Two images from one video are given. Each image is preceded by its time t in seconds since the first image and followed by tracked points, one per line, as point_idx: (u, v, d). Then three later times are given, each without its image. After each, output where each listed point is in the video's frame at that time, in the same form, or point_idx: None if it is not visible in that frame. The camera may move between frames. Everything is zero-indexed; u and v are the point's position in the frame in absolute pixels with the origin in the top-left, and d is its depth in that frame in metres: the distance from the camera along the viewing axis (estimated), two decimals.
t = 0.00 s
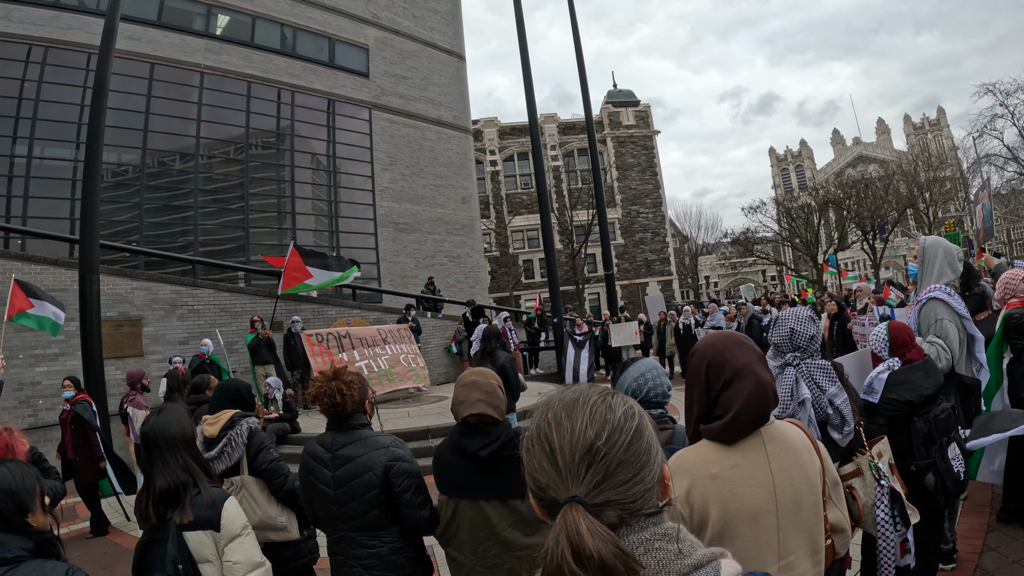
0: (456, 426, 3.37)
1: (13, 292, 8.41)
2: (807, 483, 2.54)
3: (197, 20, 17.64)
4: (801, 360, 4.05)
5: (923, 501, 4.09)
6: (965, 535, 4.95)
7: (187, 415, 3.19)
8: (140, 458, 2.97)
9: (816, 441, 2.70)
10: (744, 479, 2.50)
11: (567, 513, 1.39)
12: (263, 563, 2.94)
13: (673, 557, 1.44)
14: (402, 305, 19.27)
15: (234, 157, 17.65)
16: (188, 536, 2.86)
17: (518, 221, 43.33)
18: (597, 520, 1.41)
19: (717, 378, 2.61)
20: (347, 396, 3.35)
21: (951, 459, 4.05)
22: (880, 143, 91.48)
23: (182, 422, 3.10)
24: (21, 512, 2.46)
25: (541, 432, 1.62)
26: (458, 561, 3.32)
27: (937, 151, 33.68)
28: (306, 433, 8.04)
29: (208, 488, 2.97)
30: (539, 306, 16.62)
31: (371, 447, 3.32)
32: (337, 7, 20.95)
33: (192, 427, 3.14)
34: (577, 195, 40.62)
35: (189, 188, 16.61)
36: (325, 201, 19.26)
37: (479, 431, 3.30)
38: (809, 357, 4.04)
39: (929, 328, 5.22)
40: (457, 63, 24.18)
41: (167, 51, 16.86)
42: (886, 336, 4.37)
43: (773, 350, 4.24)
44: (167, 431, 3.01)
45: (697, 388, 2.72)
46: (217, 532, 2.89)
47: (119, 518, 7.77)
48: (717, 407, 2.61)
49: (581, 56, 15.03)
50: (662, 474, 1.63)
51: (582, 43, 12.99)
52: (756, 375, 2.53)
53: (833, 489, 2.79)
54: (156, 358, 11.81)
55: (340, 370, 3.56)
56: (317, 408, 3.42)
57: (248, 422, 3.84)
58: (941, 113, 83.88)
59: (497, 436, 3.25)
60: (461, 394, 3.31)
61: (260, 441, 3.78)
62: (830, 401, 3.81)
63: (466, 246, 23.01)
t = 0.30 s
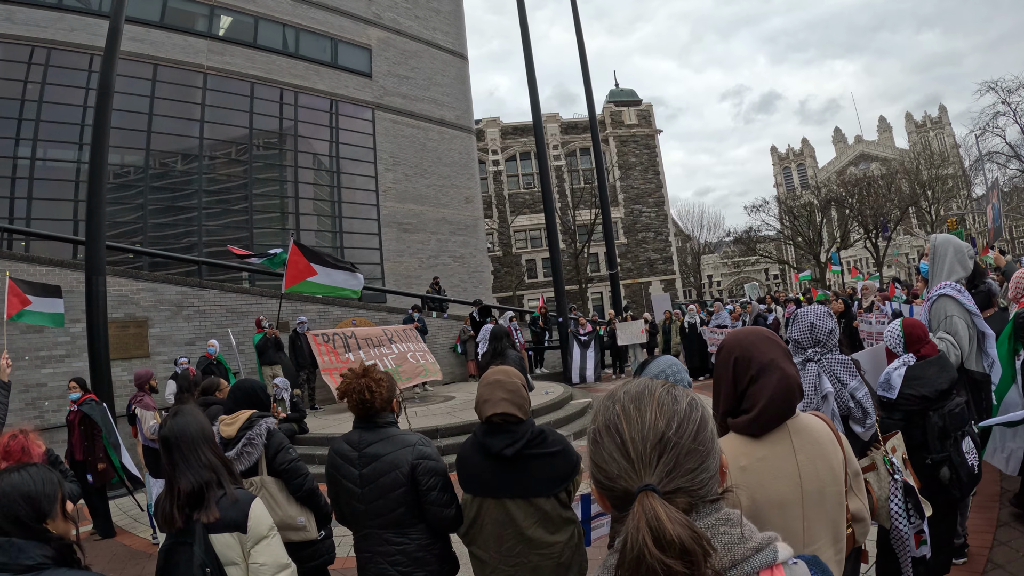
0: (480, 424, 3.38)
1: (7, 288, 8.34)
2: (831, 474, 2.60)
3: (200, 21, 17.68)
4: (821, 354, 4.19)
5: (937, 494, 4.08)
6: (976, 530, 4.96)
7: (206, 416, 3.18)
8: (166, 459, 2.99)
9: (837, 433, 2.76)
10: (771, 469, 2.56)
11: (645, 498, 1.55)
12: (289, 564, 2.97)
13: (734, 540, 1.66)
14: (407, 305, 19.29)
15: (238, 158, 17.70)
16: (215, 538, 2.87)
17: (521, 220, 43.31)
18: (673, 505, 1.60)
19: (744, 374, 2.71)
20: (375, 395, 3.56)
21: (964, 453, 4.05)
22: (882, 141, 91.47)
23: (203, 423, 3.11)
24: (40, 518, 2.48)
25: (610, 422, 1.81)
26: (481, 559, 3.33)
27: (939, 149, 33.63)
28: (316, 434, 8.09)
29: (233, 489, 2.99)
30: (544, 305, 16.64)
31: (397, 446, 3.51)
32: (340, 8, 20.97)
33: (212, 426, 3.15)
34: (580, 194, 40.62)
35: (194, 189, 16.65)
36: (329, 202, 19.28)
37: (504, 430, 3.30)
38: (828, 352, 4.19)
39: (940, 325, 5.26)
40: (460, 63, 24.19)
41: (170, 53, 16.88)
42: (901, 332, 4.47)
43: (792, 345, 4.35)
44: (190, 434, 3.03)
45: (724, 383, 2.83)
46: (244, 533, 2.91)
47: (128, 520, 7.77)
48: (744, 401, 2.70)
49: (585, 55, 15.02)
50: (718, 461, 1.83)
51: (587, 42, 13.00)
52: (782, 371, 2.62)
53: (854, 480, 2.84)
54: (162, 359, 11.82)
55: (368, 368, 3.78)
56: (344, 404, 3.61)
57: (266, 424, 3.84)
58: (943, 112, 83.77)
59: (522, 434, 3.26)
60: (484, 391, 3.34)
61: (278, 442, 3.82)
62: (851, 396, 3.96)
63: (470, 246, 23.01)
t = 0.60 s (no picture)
0: (500, 420, 3.36)
1: (22, 292, 8.47)
2: (854, 462, 2.56)
3: (206, 24, 17.75)
4: (843, 346, 4.12)
5: (956, 485, 4.03)
6: (994, 521, 4.90)
7: (222, 412, 3.17)
8: (182, 457, 2.97)
9: (859, 422, 2.72)
10: (794, 456, 2.53)
11: (674, 477, 1.53)
12: (310, 562, 2.97)
13: (759, 516, 1.67)
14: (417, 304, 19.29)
15: (247, 160, 17.76)
16: (235, 537, 2.87)
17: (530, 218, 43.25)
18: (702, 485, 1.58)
19: (766, 362, 2.69)
20: (396, 387, 3.57)
21: (983, 442, 4.00)
22: (891, 134, 90.80)
23: (218, 420, 3.09)
24: (50, 519, 2.45)
25: (637, 404, 1.78)
26: (502, 556, 3.30)
27: (949, 141, 33.31)
28: (329, 433, 8.07)
29: (250, 488, 2.98)
30: (555, 303, 16.59)
31: (417, 439, 3.51)
32: (346, 8, 21.00)
33: (229, 425, 3.14)
34: (588, 191, 40.55)
35: (203, 191, 16.71)
36: (338, 202, 19.30)
37: (525, 425, 3.28)
38: (849, 344, 4.13)
39: (956, 315, 5.19)
40: (467, 61, 24.16)
41: (177, 56, 16.94)
42: (917, 322, 4.45)
43: (812, 338, 4.24)
44: (205, 432, 3.01)
45: (745, 372, 2.81)
46: (265, 532, 2.90)
47: (142, 520, 7.78)
48: (766, 389, 2.67)
49: (592, 51, 14.97)
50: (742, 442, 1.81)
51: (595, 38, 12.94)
52: (804, 359, 2.61)
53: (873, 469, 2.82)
54: (174, 360, 11.87)
55: (388, 363, 3.81)
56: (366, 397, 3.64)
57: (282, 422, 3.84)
58: (954, 104, 83.00)
59: (541, 429, 3.25)
60: (505, 384, 3.32)
61: (294, 440, 3.82)
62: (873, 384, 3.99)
63: (480, 245, 22.97)
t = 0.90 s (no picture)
0: (517, 418, 3.31)
1: (41, 301, 8.44)
2: (879, 456, 2.47)
3: (216, 31, 17.88)
4: (862, 336, 4.04)
5: (979, 478, 3.93)
6: (1017, 515, 4.79)
7: (235, 414, 3.16)
8: (196, 458, 2.96)
9: (883, 414, 2.63)
10: (816, 451, 2.45)
11: (689, 464, 1.49)
12: (324, 564, 2.92)
13: (776, 504, 1.58)
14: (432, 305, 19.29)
15: (260, 165, 17.86)
16: (249, 539, 2.82)
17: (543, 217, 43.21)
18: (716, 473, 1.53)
19: (786, 354, 2.62)
20: (411, 384, 3.58)
21: (1006, 434, 3.91)
22: (904, 125, 89.85)
23: (230, 420, 3.08)
24: (60, 527, 2.44)
25: (653, 394, 1.77)
26: (520, 557, 3.25)
27: (963, 130, 32.87)
28: (346, 435, 8.07)
29: (264, 490, 2.94)
30: (569, 301, 16.54)
31: (432, 438, 3.46)
32: (355, 12, 21.09)
33: (245, 426, 3.12)
34: (601, 189, 40.47)
35: (216, 197, 16.82)
36: (351, 205, 19.34)
37: (542, 423, 3.23)
38: (867, 333, 4.06)
39: (975, 305, 5.08)
40: (476, 61, 24.19)
41: (188, 63, 17.05)
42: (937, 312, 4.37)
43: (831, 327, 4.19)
44: (217, 431, 3.00)
45: (765, 364, 2.74)
46: (279, 534, 2.85)
47: (159, 524, 7.80)
48: (787, 382, 2.61)
49: (602, 48, 14.92)
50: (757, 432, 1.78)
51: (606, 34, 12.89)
52: (826, 349, 2.53)
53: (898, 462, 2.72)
54: (191, 365, 11.94)
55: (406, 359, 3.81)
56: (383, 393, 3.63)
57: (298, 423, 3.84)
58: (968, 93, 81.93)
59: (560, 427, 3.19)
60: (521, 380, 3.27)
61: (309, 441, 3.81)
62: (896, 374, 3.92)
63: (494, 245, 22.92)
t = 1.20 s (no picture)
0: (533, 417, 3.20)
1: (64, 310, 8.38)
2: (916, 451, 2.33)
3: (230, 38, 18.06)
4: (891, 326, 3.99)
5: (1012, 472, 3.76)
6: None
7: (248, 416, 3.09)
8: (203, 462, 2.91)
9: (916, 406, 2.48)
10: (851, 446, 2.30)
11: (704, 461, 1.39)
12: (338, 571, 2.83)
13: (800, 503, 1.48)
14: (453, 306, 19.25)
15: (279, 170, 17.95)
16: (257, 545, 2.74)
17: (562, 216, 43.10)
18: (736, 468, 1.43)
19: (814, 343, 2.47)
20: (420, 385, 3.49)
21: None
22: (924, 114, 88.45)
23: (243, 422, 3.02)
24: (62, 534, 2.60)
25: (667, 387, 1.67)
26: (539, 560, 3.15)
27: (984, 117, 32.22)
28: (366, 437, 8.02)
29: (274, 494, 2.87)
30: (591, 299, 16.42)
31: (444, 441, 3.35)
32: (368, 15, 21.19)
33: (255, 428, 3.07)
34: (620, 186, 40.28)
35: (236, 204, 16.91)
36: (369, 208, 19.38)
37: (559, 421, 3.11)
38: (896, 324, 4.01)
39: (999, 295, 4.86)
40: (491, 61, 24.15)
41: (204, 71, 17.19)
42: (964, 302, 4.26)
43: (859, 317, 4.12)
44: (229, 432, 2.95)
45: (790, 354, 2.60)
46: (289, 539, 2.77)
47: (180, 529, 7.80)
48: (816, 373, 2.46)
49: (616, 43, 14.82)
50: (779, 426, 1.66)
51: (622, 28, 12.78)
52: (855, 337, 2.38)
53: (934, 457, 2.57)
54: (212, 370, 11.98)
55: (418, 359, 3.71)
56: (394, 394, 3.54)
57: (309, 427, 3.78)
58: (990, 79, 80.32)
59: (578, 425, 3.07)
60: (536, 378, 3.15)
61: (322, 445, 3.75)
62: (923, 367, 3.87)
63: (514, 244, 22.77)
